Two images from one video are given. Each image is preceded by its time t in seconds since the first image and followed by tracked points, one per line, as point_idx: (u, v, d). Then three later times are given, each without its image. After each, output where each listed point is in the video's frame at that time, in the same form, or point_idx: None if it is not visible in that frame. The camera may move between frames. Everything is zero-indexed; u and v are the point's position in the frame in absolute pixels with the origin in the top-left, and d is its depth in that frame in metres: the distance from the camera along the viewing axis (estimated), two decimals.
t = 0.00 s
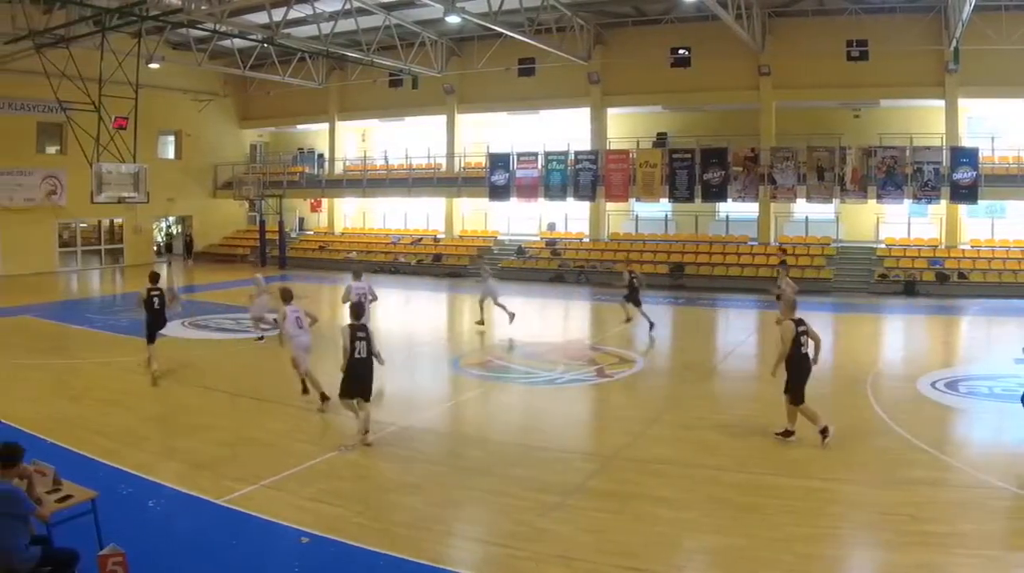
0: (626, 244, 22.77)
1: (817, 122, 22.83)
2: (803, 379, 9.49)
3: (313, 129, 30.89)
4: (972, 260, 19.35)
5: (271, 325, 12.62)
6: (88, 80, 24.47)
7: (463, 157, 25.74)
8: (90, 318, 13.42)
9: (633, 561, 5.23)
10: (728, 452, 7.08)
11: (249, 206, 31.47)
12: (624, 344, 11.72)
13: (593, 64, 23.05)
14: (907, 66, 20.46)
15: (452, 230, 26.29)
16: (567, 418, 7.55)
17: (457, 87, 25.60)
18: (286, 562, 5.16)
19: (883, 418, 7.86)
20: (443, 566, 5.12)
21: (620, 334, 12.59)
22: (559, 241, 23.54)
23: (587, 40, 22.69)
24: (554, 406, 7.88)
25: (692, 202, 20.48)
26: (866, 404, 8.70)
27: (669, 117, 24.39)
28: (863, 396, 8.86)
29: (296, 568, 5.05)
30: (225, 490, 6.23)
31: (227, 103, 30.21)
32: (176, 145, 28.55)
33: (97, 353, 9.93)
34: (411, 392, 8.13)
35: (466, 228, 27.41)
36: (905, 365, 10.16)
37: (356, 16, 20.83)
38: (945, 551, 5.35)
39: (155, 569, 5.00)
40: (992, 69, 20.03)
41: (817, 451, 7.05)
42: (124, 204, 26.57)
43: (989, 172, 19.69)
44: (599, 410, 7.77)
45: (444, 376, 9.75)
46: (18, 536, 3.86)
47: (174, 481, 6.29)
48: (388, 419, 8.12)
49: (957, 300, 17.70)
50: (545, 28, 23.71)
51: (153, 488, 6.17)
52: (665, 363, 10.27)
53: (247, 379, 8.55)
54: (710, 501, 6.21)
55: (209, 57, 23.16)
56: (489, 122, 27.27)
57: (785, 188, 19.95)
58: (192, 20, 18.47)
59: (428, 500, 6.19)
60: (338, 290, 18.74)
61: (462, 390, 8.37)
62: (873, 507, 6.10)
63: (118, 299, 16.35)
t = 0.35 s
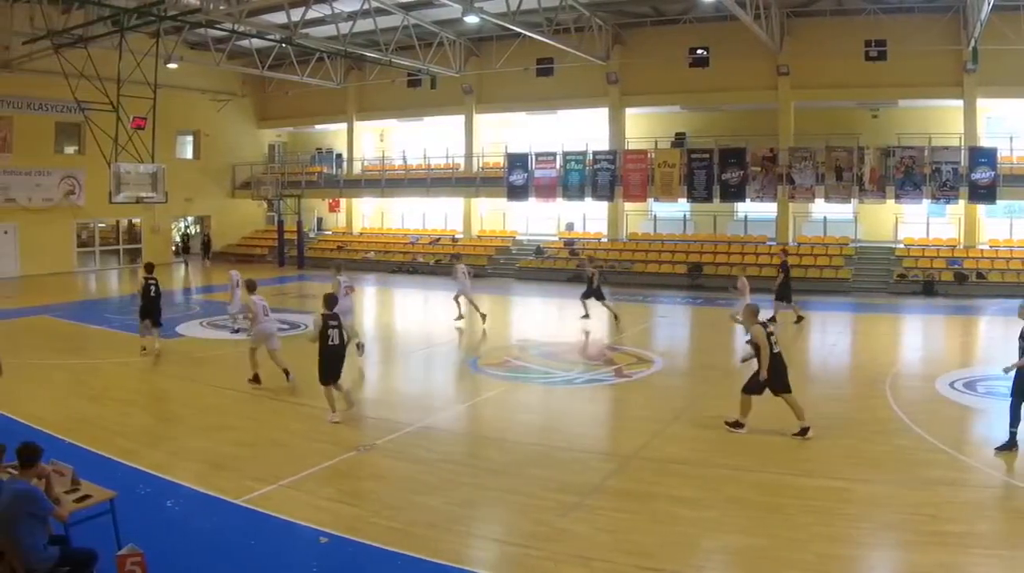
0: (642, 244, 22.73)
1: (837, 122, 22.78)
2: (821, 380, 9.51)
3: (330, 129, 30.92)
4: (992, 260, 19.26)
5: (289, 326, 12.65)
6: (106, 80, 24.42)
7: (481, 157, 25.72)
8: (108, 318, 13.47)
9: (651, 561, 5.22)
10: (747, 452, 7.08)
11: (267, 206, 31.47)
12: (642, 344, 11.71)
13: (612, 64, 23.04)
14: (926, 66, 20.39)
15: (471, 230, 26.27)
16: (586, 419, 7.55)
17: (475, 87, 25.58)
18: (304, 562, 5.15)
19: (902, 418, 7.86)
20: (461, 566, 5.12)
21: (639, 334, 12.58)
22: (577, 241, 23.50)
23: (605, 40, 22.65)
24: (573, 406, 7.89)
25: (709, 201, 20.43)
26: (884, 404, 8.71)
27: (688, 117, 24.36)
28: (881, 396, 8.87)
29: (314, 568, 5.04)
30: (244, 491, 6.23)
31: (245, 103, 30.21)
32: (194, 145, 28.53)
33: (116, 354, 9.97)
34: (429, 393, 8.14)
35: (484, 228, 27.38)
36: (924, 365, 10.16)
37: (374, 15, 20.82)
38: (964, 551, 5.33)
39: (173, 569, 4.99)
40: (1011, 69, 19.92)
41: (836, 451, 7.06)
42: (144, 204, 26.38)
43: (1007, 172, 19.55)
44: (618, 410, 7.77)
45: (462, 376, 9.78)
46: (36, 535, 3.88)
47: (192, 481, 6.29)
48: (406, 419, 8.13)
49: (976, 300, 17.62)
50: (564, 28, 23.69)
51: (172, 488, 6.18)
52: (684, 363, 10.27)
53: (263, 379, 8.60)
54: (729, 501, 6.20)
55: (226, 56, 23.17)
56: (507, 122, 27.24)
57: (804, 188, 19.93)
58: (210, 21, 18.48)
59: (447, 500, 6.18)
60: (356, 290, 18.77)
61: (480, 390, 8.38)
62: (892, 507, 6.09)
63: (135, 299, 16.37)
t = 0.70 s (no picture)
0: (661, 244, 22.72)
1: (855, 122, 22.78)
2: (839, 380, 9.53)
3: (348, 129, 30.95)
4: (1011, 260, 19.19)
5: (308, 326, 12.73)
6: (125, 80, 24.44)
7: (500, 157, 25.71)
8: (128, 318, 13.50)
9: (670, 561, 5.21)
10: (766, 452, 7.08)
11: (285, 206, 31.50)
12: (661, 344, 11.72)
13: (630, 64, 23.03)
14: (944, 66, 20.36)
15: (489, 230, 26.26)
16: (605, 419, 7.56)
17: (494, 87, 25.59)
18: (323, 562, 5.15)
19: (922, 419, 7.87)
20: (479, 566, 5.11)
21: (658, 334, 12.59)
22: (596, 241, 23.50)
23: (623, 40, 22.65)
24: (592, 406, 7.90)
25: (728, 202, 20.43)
26: (902, 405, 8.72)
27: (706, 117, 24.35)
28: (898, 397, 8.88)
29: (333, 568, 5.03)
30: (262, 491, 6.23)
31: (264, 103, 30.15)
32: (212, 145, 28.48)
33: (135, 354, 10.01)
34: (447, 393, 8.15)
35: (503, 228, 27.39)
36: (943, 365, 10.16)
37: (393, 16, 20.82)
38: (983, 551, 5.32)
39: (193, 569, 4.99)
40: None
41: (854, 451, 7.06)
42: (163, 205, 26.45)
43: None
44: (637, 410, 7.78)
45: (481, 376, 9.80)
46: (54, 535, 3.87)
47: (211, 481, 6.29)
48: (424, 419, 8.15)
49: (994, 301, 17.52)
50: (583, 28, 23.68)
51: (190, 488, 6.17)
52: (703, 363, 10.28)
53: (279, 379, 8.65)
54: (748, 501, 6.20)
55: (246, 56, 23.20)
56: (526, 122, 27.23)
57: (822, 187, 19.98)
58: (230, 21, 18.49)
59: (466, 500, 6.18)
60: (374, 290, 18.80)
61: (499, 390, 8.39)
62: (910, 506, 6.08)
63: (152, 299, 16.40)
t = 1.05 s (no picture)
0: (678, 244, 22.69)
1: (872, 122, 22.80)
2: (856, 380, 9.53)
3: (366, 129, 30.99)
4: None
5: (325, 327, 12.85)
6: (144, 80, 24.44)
7: (517, 157, 25.71)
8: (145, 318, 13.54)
9: (686, 561, 5.20)
10: (783, 452, 7.08)
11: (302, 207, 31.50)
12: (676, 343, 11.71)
13: (647, 64, 23.02)
14: (961, 66, 20.33)
15: (506, 230, 26.24)
16: (622, 419, 7.57)
17: (511, 88, 25.61)
18: (340, 562, 5.14)
19: (940, 419, 7.86)
20: (496, 566, 5.10)
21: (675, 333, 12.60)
22: (613, 241, 23.50)
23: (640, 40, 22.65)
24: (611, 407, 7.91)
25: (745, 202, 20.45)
26: (920, 405, 8.71)
27: (724, 117, 24.35)
28: (915, 398, 8.89)
29: (350, 568, 5.02)
30: (279, 491, 6.23)
31: (281, 103, 30.13)
32: (230, 145, 28.48)
33: (152, 354, 10.03)
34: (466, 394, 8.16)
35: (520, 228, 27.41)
36: (962, 365, 10.16)
37: (410, 16, 20.84)
38: (1001, 552, 5.30)
39: (211, 569, 4.99)
40: None
41: (871, 451, 7.06)
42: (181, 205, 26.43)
43: None
44: (655, 410, 7.79)
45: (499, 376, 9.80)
46: (71, 535, 3.87)
47: (228, 481, 6.30)
48: (440, 419, 8.16)
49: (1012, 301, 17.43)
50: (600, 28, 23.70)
51: (208, 488, 6.18)
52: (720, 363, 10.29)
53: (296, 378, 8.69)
54: (765, 501, 6.19)
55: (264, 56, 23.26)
56: (543, 122, 27.25)
57: (840, 188, 19.95)
58: (246, 21, 18.53)
59: (484, 500, 6.18)
60: (392, 290, 18.82)
61: (516, 390, 8.40)
62: (926, 507, 6.07)
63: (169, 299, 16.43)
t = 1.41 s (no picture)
0: (698, 244, 22.68)
1: (891, 122, 22.81)
2: (874, 380, 9.55)
3: (384, 129, 31.01)
4: None
5: (344, 327, 12.92)
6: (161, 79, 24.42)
7: (535, 157, 25.74)
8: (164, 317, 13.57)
9: (705, 561, 5.19)
10: (801, 452, 7.09)
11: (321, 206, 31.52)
12: (695, 344, 11.73)
13: (665, 64, 23.01)
14: (980, 66, 20.28)
15: (524, 230, 26.24)
16: (640, 419, 7.59)
17: (529, 87, 25.59)
18: (358, 562, 5.14)
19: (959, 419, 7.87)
20: (515, 566, 5.09)
21: (692, 333, 12.62)
22: (631, 241, 23.51)
23: (658, 40, 22.64)
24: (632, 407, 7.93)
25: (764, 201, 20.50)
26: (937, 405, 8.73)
27: (742, 117, 24.35)
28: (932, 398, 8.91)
29: (369, 568, 5.02)
30: (296, 491, 6.23)
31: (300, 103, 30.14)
32: (248, 145, 28.43)
33: (171, 354, 10.04)
34: (482, 394, 8.14)
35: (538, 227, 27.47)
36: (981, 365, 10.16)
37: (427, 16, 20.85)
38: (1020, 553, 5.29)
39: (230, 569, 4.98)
40: None
41: (888, 451, 7.06)
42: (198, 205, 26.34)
43: None
44: (674, 411, 7.79)
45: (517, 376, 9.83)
46: (90, 535, 3.86)
47: (246, 481, 6.30)
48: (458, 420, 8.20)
49: None
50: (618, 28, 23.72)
51: (226, 488, 6.18)
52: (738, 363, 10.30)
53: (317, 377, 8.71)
54: (783, 501, 6.19)
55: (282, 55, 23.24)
56: (561, 122, 27.26)
57: (858, 188, 19.95)
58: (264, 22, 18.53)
59: (502, 500, 6.18)
60: (409, 290, 18.84)
61: (535, 390, 8.40)
62: (944, 507, 6.06)
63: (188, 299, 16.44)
